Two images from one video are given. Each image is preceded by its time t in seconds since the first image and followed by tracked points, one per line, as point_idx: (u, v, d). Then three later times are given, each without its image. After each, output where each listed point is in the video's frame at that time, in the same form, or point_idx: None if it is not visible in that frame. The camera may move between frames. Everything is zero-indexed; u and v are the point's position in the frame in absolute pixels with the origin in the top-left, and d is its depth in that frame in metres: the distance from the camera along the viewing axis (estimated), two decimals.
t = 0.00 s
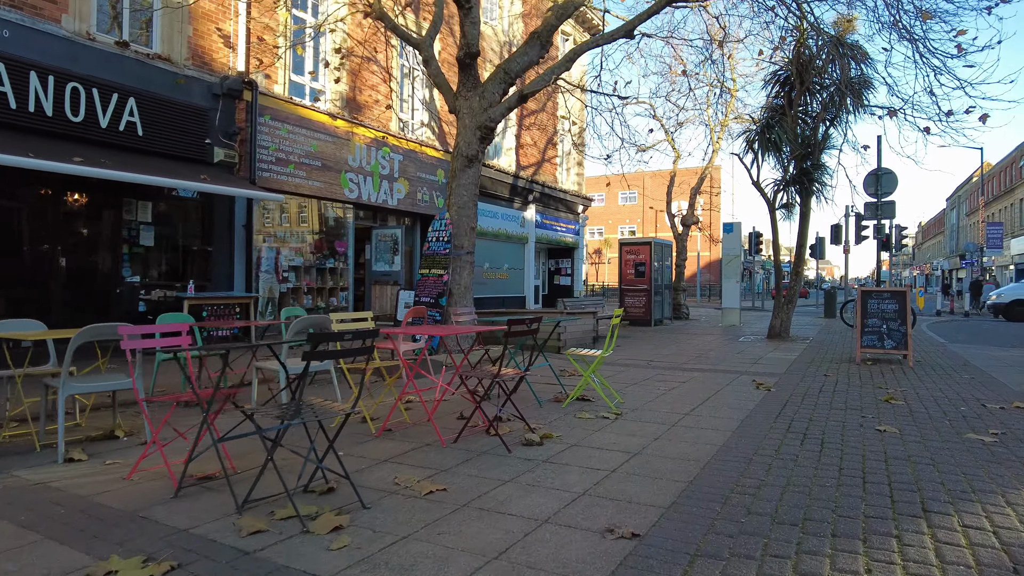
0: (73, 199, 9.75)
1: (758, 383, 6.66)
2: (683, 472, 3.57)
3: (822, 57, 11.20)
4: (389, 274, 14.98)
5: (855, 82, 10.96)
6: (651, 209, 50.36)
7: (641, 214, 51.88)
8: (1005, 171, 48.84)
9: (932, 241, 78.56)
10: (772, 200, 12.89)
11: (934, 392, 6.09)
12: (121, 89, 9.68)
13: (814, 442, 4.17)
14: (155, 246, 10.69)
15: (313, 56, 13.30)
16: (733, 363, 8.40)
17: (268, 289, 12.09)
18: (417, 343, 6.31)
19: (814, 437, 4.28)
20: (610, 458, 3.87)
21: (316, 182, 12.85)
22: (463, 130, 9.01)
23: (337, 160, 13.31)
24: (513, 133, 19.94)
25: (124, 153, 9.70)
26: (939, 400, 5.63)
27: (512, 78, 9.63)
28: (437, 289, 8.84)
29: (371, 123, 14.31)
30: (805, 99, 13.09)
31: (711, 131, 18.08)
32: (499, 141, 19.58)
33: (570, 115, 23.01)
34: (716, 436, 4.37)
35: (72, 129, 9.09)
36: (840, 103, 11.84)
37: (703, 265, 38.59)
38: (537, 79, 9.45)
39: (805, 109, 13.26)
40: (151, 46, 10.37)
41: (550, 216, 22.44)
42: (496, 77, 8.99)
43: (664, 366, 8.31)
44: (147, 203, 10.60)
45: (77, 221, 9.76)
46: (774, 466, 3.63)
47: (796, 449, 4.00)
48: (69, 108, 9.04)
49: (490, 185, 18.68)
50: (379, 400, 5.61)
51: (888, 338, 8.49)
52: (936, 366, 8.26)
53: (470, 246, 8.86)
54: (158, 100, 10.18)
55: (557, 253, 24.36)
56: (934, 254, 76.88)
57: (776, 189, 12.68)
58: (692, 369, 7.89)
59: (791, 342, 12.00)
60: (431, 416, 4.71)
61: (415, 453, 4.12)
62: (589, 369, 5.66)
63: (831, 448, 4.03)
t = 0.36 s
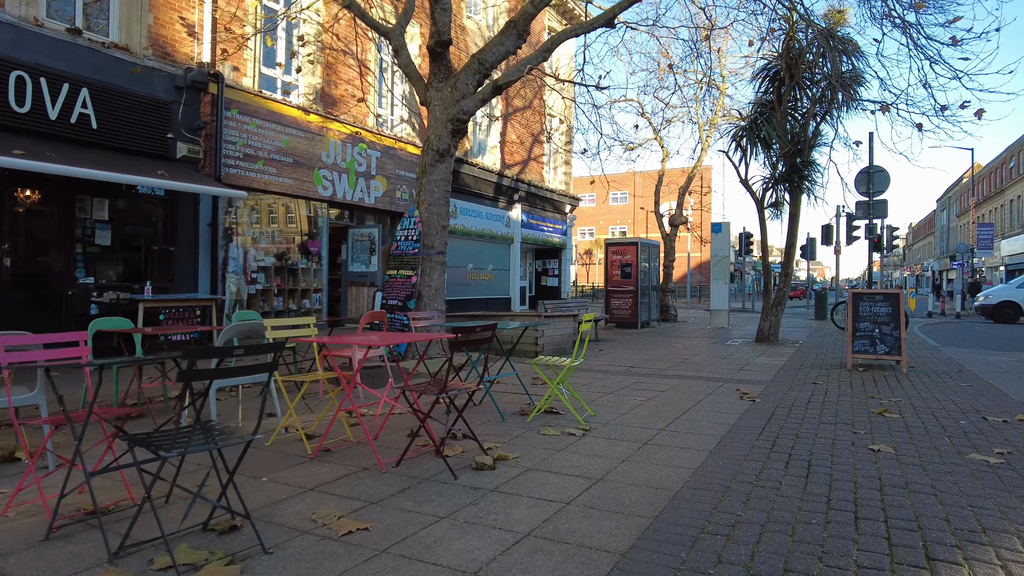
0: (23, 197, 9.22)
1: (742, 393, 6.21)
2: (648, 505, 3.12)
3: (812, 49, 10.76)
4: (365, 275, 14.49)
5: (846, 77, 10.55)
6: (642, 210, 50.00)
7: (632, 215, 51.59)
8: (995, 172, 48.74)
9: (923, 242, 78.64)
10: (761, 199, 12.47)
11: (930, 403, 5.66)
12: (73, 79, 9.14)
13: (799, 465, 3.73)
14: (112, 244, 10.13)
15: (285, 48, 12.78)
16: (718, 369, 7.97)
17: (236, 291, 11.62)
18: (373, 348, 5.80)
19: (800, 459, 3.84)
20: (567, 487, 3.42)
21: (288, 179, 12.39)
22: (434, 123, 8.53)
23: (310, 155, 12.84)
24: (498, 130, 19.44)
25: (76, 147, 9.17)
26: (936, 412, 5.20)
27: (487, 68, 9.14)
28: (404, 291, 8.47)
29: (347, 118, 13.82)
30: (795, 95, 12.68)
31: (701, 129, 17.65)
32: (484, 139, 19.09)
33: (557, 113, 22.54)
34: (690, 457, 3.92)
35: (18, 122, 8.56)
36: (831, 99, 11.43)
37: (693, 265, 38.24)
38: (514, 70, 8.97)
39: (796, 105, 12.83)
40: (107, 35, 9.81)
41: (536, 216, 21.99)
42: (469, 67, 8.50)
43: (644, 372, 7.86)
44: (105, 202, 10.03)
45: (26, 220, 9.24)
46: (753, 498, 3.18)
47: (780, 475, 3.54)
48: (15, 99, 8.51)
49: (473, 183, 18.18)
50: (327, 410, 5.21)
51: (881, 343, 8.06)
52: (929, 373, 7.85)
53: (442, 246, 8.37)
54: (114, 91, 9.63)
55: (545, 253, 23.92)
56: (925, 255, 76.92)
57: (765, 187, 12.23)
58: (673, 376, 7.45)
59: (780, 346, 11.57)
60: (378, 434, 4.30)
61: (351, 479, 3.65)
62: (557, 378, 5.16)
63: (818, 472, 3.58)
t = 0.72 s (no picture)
0: None
1: (730, 398, 5.70)
2: (614, 540, 2.59)
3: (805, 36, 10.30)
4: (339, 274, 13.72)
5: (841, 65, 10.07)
6: (632, 209, 49.61)
7: (622, 214, 51.23)
8: (986, 172, 48.56)
9: (913, 242, 78.69)
10: (752, 193, 11.99)
11: (936, 410, 5.16)
12: (17, 60, 8.52)
13: (793, 487, 3.22)
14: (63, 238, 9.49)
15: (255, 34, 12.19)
16: (705, 371, 7.47)
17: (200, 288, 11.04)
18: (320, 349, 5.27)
19: (796, 480, 3.31)
20: (520, 516, 2.89)
21: (257, 171, 11.80)
22: (403, 108, 7.98)
23: (281, 147, 12.29)
24: (483, 124, 18.89)
25: (21, 134, 8.54)
26: (943, 421, 4.70)
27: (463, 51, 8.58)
28: (370, 288, 7.95)
29: (321, 108, 13.25)
30: (787, 86, 12.21)
31: (691, 123, 17.16)
32: (468, 132, 18.53)
33: (544, 107, 22.02)
34: (668, 477, 3.40)
35: None
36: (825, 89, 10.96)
37: (683, 265, 37.87)
38: (490, 52, 8.42)
39: (788, 97, 12.35)
40: (55, 14, 9.15)
41: (523, 212, 21.45)
42: (441, 48, 7.95)
43: (627, 375, 7.34)
44: (56, 191, 9.37)
45: None
46: (742, 531, 2.66)
47: (773, 500, 3.02)
48: None
49: (457, 179, 17.52)
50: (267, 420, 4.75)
51: (878, 344, 7.57)
52: (930, 375, 7.36)
53: (411, 240, 7.81)
54: (64, 75, 9.04)
55: (531, 251, 23.39)
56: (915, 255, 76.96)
57: (756, 181, 11.74)
58: (657, 379, 6.94)
59: (771, 346, 11.09)
60: (314, 448, 3.87)
61: (269, 505, 3.10)
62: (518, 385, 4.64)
63: (817, 496, 3.06)
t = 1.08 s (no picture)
0: None
1: (728, 409, 5.18)
2: None
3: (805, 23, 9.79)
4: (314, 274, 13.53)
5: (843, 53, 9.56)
6: (628, 208, 49.09)
7: (618, 213, 50.78)
8: (984, 171, 48.12)
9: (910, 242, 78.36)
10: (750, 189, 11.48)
11: (955, 425, 4.66)
12: None
13: (803, 529, 2.69)
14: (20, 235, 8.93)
15: (230, 23, 11.63)
16: (701, 378, 6.95)
17: (170, 289, 10.50)
18: (274, 357, 4.73)
19: (805, 519, 2.80)
20: (473, 569, 2.37)
21: (232, 166, 11.25)
22: (376, 95, 7.44)
23: (257, 140, 11.73)
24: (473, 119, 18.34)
25: None
26: (966, 439, 4.20)
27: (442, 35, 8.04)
28: (339, 289, 7.41)
29: (301, 101, 12.70)
30: (786, 78, 11.72)
31: (687, 119, 16.64)
32: (457, 127, 17.98)
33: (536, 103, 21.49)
34: (655, 515, 2.88)
35: None
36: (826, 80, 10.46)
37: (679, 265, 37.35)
38: (472, 36, 7.88)
39: (787, 89, 11.85)
40: None
41: (514, 210, 20.91)
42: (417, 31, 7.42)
43: (617, 381, 6.81)
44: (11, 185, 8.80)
45: None
46: None
47: (779, 547, 2.51)
48: None
49: (445, 175, 16.91)
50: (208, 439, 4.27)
51: (885, 349, 7.05)
52: (942, 382, 6.86)
53: (385, 236, 7.28)
54: (18, 61, 8.49)
55: (524, 250, 22.86)
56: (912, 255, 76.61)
57: (754, 177, 11.23)
58: (648, 387, 6.42)
59: (770, 350, 10.58)
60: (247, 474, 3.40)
61: (175, 551, 2.57)
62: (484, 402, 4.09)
63: (832, 543, 2.54)
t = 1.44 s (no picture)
0: None
1: (725, 429, 4.70)
2: None
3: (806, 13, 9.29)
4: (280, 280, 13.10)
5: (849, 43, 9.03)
6: (625, 208, 48.59)
7: (615, 214, 50.30)
8: (984, 171, 47.62)
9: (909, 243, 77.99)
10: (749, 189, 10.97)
11: (980, 450, 4.17)
12: None
13: None
14: None
15: (206, 15, 11.12)
16: (697, 390, 6.46)
17: (139, 293, 9.99)
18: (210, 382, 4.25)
19: None
20: None
21: (206, 164, 10.73)
22: (348, 86, 6.94)
23: (234, 138, 11.22)
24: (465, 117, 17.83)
25: None
26: (993, 469, 3.70)
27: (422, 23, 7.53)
28: (306, 295, 6.88)
29: (280, 97, 12.19)
30: (786, 72, 11.22)
31: (684, 116, 16.13)
32: (447, 125, 17.46)
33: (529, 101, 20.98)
34: None
35: None
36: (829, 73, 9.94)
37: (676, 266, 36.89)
38: (451, 24, 7.38)
39: (787, 84, 11.35)
40: None
41: (507, 210, 20.39)
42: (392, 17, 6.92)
43: (606, 395, 6.31)
44: None
45: None
46: None
47: None
48: None
49: (435, 174, 16.36)
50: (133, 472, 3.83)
51: (894, 360, 6.54)
52: (955, 395, 6.36)
53: (356, 238, 6.78)
54: None
55: (517, 252, 22.36)
56: (912, 255, 76.15)
57: (753, 176, 10.71)
58: (639, 402, 5.92)
59: (769, 356, 10.07)
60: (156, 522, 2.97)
61: None
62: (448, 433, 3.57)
63: None
